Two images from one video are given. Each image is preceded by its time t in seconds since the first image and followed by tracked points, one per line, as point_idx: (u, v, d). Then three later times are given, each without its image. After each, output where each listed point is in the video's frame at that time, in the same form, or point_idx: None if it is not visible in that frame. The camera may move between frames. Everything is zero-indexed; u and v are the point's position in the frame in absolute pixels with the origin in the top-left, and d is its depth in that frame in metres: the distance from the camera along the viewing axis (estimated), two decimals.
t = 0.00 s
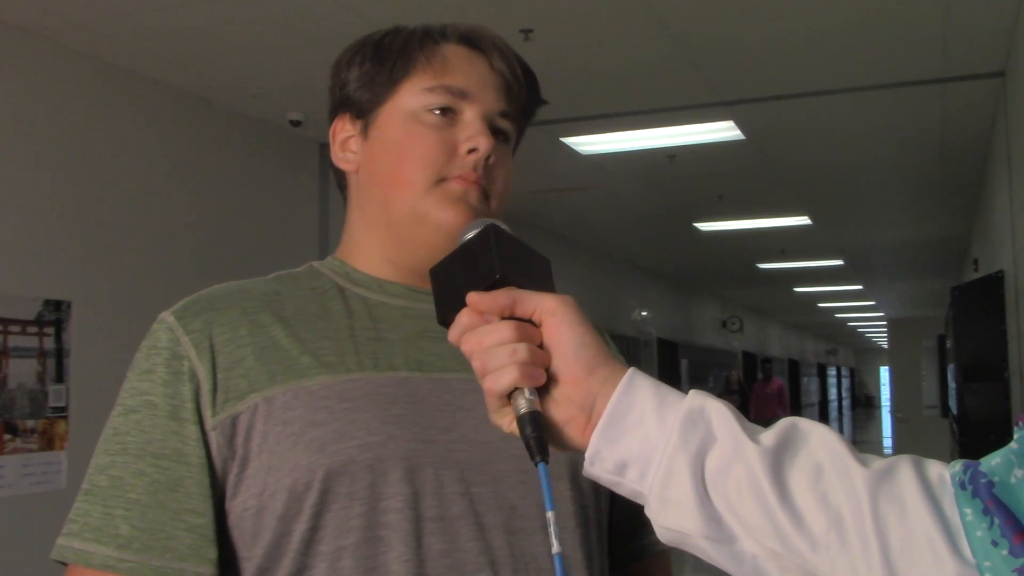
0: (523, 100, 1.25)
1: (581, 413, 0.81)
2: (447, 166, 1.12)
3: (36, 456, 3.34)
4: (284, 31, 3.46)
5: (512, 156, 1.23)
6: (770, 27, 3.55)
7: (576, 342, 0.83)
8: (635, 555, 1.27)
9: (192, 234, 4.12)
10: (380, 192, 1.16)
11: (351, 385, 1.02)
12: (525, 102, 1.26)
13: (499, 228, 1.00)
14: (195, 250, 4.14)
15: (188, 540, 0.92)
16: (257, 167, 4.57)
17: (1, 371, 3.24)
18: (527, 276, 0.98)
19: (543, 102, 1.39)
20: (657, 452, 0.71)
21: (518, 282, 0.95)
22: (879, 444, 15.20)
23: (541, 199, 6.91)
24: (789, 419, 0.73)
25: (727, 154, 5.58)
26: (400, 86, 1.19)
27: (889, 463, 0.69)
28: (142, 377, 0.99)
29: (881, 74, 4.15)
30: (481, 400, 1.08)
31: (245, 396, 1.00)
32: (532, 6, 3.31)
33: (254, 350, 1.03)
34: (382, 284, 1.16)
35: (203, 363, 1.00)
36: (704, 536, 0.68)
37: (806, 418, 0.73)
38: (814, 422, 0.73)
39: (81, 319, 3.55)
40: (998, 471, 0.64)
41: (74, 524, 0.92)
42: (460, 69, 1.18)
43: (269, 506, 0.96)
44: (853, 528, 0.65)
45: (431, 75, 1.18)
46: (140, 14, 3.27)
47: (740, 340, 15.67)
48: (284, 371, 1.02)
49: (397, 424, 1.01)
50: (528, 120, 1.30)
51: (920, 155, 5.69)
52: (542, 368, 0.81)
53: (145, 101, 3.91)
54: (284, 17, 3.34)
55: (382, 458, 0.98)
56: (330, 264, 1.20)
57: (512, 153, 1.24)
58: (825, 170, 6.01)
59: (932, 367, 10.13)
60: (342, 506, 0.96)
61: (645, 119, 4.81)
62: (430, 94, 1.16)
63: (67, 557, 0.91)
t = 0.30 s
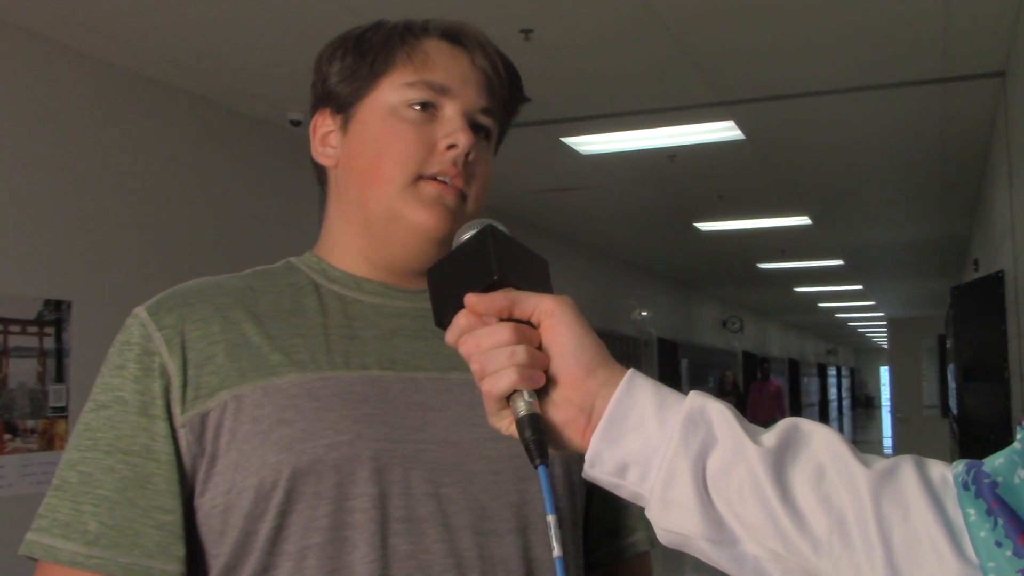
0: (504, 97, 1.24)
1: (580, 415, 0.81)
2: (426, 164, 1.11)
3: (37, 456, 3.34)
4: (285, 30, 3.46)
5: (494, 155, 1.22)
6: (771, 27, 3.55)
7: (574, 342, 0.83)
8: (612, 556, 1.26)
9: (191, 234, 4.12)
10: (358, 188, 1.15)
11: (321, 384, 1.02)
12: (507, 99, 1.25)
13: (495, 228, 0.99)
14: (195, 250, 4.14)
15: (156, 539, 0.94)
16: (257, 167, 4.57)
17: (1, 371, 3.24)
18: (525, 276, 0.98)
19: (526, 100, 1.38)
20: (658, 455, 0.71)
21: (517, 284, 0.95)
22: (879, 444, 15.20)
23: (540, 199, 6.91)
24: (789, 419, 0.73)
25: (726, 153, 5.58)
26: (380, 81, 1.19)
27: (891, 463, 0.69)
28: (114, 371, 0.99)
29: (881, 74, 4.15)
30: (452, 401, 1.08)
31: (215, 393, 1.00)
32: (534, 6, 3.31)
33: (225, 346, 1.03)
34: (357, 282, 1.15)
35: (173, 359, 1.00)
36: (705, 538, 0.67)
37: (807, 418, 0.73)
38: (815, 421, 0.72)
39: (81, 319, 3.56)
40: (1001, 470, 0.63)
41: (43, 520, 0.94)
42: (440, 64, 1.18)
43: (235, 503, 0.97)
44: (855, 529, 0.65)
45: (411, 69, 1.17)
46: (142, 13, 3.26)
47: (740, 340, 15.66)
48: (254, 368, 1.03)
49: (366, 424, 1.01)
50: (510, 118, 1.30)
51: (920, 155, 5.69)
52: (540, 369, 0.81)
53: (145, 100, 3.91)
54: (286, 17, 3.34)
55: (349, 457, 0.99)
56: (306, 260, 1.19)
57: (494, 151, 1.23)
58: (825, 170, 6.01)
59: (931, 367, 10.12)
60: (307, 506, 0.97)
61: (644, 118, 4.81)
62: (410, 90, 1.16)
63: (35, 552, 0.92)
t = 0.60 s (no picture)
0: (481, 90, 1.24)
1: (579, 411, 0.81)
2: (403, 162, 1.11)
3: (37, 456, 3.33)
4: (286, 30, 3.46)
5: (472, 151, 1.22)
6: (771, 27, 3.55)
7: (573, 338, 0.83)
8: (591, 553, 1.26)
9: (190, 235, 4.11)
10: (335, 187, 1.15)
11: (297, 384, 1.02)
12: (484, 95, 1.25)
13: (494, 223, 0.99)
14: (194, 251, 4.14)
15: (130, 539, 0.94)
16: (257, 168, 4.57)
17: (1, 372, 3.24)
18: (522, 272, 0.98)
19: (504, 94, 1.38)
20: (657, 452, 0.71)
21: (516, 280, 0.95)
22: (878, 444, 15.21)
23: (540, 199, 6.90)
24: (788, 417, 0.73)
25: (725, 153, 5.58)
26: (356, 79, 1.18)
27: (893, 462, 0.68)
28: (89, 370, 0.99)
29: (881, 75, 4.15)
30: (428, 400, 1.08)
31: (189, 392, 1.00)
32: (535, 6, 3.31)
33: (200, 345, 1.03)
34: (334, 280, 1.15)
35: (148, 358, 1.00)
36: (705, 535, 0.67)
37: (806, 416, 0.73)
38: (815, 420, 0.72)
39: (81, 319, 3.56)
40: (1004, 467, 0.62)
41: (16, 519, 0.93)
42: (415, 60, 1.18)
43: (209, 504, 0.97)
44: (856, 526, 0.64)
45: (386, 66, 1.17)
46: (143, 13, 3.26)
47: (740, 340, 15.66)
48: (230, 368, 1.02)
49: (340, 424, 1.01)
50: (488, 113, 1.29)
51: (920, 155, 5.69)
52: (539, 365, 0.81)
53: (144, 100, 3.90)
54: (287, 17, 3.33)
55: (324, 458, 0.99)
56: (283, 259, 1.19)
57: (472, 148, 1.23)
58: (825, 170, 6.01)
59: (931, 367, 10.12)
60: (280, 507, 0.97)
61: (644, 118, 4.80)
62: (386, 88, 1.15)
63: (7, 551, 0.92)
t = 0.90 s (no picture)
0: (470, 91, 1.24)
1: (581, 413, 0.80)
2: (392, 165, 1.11)
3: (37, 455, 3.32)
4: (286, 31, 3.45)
5: (460, 153, 1.22)
6: (771, 27, 3.54)
7: (573, 338, 0.82)
8: (581, 553, 1.25)
9: (189, 235, 4.11)
10: (323, 188, 1.15)
11: (285, 387, 1.02)
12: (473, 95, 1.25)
13: (494, 221, 0.98)
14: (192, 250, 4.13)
15: (117, 544, 0.93)
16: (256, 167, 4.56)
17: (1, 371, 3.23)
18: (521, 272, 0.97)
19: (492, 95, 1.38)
20: (660, 453, 0.70)
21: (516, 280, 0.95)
22: (878, 445, 15.20)
23: (540, 199, 6.90)
24: (792, 416, 0.72)
25: (725, 153, 5.57)
26: (344, 80, 1.18)
27: (898, 460, 0.68)
28: (74, 375, 0.99)
29: (881, 74, 4.14)
30: (416, 400, 1.08)
31: (175, 396, 1.00)
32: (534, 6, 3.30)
33: (187, 348, 1.03)
34: (322, 282, 1.15)
35: (134, 361, 1.00)
36: (708, 536, 0.67)
37: (810, 415, 0.72)
38: (819, 419, 0.72)
39: (80, 319, 3.56)
40: (1010, 467, 0.61)
41: None
42: (404, 61, 1.17)
43: (198, 508, 0.96)
44: (861, 525, 0.64)
45: (375, 68, 1.17)
46: (142, 13, 3.26)
47: (740, 340, 15.66)
48: (216, 370, 1.02)
49: (327, 425, 1.01)
50: (476, 113, 1.29)
51: (920, 155, 5.68)
52: (540, 365, 0.81)
53: (143, 100, 3.90)
54: (287, 17, 3.33)
55: (314, 460, 0.99)
56: (271, 260, 1.19)
57: (460, 149, 1.23)
58: (825, 170, 6.00)
59: (931, 367, 10.12)
60: (270, 510, 0.97)
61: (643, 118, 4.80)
62: (375, 90, 1.15)
63: None
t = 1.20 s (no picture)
0: (469, 92, 1.25)
1: (580, 409, 0.81)
2: (399, 163, 1.11)
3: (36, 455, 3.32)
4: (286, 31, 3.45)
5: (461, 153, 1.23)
6: (770, 27, 3.54)
7: (573, 334, 0.82)
8: (587, 548, 1.26)
9: (190, 235, 4.11)
10: (327, 188, 1.15)
11: (296, 388, 1.02)
12: (472, 97, 1.26)
13: (493, 219, 0.99)
14: (193, 250, 4.13)
15: (129, 551, 0.93)
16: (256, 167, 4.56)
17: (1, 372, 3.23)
18: (523, 269, 0.97)
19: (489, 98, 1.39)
20: (660, 451, 0.70)
21: (517, 277, 0.95)
22: (879, 445, 15.21)
23: (540, 199, 6.90)
24: (791, 414, 0.72)
25: (726, 153, 5.57)
26: (346, 80, 1.18)
27: (896, 458, 0.68)
28: (80, 381, 0.98)
29: (881, 74, 4.14)
30: (428, 400, 1.08)
31: (187, 401, 1.00)
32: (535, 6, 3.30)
33: (196, 352, 1.03)
34: (328, 284, 1.15)
35: (143, 367, 1.00)
36: (708, 533, 0.67)
37: (809, 413, 0.72)
38: (818, 417, 0.72)
39: (79, 319, 3.56)
40: (1009, 465, 0.61)
41: (9, 536, 0.93)
42: (407, 62, 1.18)
43: (213, 512, 0.96)
44: (860, 523, 0.64)
45: (378, 68, 1.17)
46: (143, 14, 3.26)
47: (740, 340, 15.66)
48: (227, 374, 1.02)
49: (342, 427, 1.01)
50: (474, 116, 1.30)
51: (920, 155, 5.68)
52: (539, 363, 0.81)
53: (144, 100, 3.90)
54: (287, 18, 3.33)
55: (329, 462, 0.99)
56: (274, 263, 1.19)
57: (460, 150, 1.24)
58: (825, 170, 6.00)
59: (931, 367, 10.12)
60: (287, 512, 0.97)
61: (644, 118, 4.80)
62: (378, 89, 1.15)
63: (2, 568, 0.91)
